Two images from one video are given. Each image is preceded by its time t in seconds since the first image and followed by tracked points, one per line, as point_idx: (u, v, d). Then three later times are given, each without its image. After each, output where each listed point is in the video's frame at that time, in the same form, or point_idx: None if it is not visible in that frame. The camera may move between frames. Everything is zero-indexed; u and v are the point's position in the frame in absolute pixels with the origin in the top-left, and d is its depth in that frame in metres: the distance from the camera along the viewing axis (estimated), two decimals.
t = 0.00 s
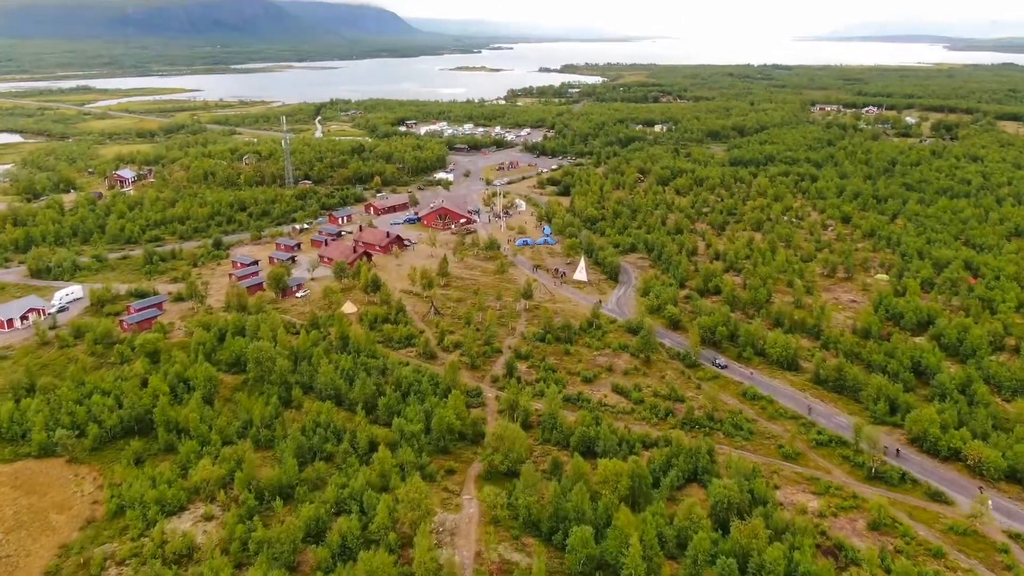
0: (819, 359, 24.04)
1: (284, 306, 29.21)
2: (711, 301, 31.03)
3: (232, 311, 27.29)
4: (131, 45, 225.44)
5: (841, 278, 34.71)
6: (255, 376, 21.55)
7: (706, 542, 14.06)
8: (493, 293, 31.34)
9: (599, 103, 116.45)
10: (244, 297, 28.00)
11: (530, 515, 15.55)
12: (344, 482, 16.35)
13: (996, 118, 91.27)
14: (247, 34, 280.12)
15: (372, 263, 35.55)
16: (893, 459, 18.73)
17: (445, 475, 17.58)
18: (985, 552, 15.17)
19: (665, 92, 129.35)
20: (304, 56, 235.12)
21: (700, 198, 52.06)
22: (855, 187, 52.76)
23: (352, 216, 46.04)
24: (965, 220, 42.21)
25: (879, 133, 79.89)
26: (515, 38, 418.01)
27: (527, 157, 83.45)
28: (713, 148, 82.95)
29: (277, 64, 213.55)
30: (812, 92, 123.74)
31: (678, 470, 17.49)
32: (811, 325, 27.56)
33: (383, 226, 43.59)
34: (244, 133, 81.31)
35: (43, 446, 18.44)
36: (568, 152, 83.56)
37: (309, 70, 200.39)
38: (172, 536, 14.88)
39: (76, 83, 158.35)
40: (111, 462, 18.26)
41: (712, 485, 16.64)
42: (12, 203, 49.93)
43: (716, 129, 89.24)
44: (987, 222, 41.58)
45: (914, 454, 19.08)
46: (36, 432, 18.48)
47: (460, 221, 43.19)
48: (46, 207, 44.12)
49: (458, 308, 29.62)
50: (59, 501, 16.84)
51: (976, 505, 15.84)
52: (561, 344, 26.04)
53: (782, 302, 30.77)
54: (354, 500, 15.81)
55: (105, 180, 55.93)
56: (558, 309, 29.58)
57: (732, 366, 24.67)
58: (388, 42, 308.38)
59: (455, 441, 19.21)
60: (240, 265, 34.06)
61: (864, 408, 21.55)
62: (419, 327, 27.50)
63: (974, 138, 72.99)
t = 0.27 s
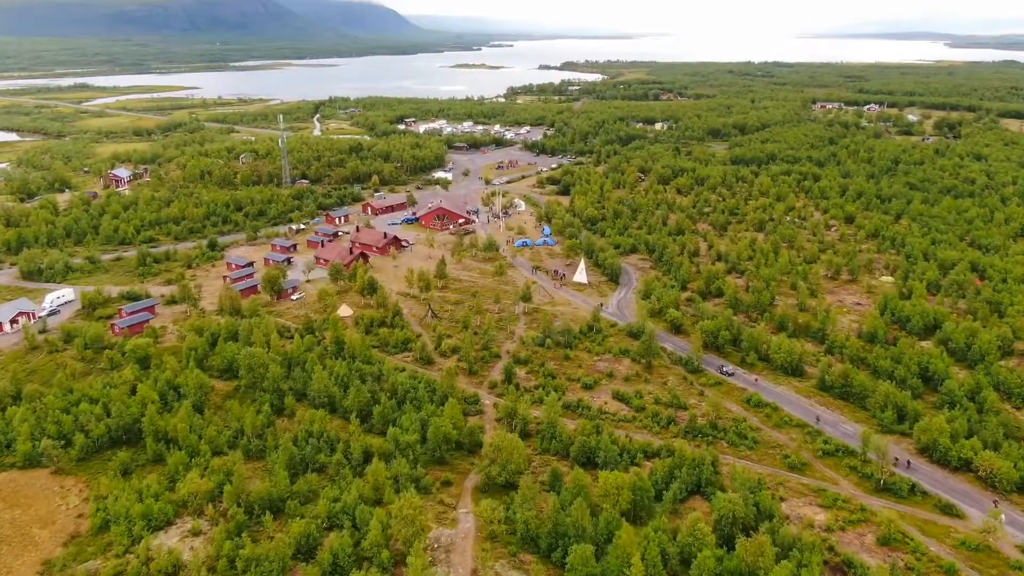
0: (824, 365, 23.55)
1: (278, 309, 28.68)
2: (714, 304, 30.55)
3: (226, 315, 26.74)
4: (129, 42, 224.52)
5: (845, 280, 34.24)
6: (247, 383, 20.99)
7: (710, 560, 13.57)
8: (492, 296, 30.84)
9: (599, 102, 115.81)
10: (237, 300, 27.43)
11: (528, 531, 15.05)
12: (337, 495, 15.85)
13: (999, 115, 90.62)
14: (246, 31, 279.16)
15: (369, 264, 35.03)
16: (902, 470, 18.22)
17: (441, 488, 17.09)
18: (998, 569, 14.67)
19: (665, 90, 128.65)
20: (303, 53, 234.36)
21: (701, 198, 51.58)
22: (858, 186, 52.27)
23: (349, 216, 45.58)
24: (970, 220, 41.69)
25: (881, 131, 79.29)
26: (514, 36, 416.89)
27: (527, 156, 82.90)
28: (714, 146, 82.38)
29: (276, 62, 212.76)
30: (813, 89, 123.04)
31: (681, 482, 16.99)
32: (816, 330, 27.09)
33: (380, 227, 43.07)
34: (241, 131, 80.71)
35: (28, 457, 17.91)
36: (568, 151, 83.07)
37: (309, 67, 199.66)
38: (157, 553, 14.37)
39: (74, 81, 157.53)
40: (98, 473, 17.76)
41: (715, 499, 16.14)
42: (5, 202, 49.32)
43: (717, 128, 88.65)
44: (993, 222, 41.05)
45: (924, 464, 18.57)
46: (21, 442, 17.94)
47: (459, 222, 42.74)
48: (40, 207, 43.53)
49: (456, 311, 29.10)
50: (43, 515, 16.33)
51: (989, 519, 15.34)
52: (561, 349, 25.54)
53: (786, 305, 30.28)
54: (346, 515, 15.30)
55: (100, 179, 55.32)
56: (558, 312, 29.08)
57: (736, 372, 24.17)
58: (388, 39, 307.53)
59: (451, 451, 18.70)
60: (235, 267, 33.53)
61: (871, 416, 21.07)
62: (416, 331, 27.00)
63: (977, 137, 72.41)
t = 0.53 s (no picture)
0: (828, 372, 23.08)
1: (273, 314, 28.17)
2: (715, 309, 30.11)
3: (218, 320, 26.18)
4: (128, 41, 223.93)
5: (849, 284, 33.80)
6: (237, 392, 20.42)
7: None
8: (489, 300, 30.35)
9: (599, 101, 115.32)
10: (230, 304, 26.87)
11: (524, 549, 14.51)
12: (327, 511, 15.33)
13: (1002, 115, 90.04)
14: (246, 30, 278.53)
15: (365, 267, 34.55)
16: (910, 483, 17.73)
17: (435, 501, 16.60)
18: None
19: (666, 89, 128.11)
20: (302, 52, 233.76)
21: (703, 199, 51.25)
22: (860, 187, 51.80)
23: (346, 217, 45.17)
24: (974, 222, 41.20)
25: (883, 131, 78.76)
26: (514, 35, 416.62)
27: (527, 156, 82.42)
28: (714, 146, 81.94)
29: (275, 61, 212.22)
30: (814, 89, 122.40)
31: (682, 496, 16.47)
32: (820, 335, 26.61)
33: (377, 229, 42.63)
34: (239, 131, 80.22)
35: (10, 470, 17.36)
36: (568, 151, 82.62)
37: (308, 66, 199.24)
38: (139, 572, 13.86)
39: (73, 80, 157.38)
40: (82, 487, 17.24)
41: (718, 514, 15.63)
42: None
43: (718, 127, 88.16)
44: (998, 224, 40.55)
45: (932, 477, 18.06)
46: (2, 454, 17.40)
47: (456, 223, 42.41)
48: (33, 208, 42.93)
49: (453, 316, 28.60)
50: (24, 531, 15.82)
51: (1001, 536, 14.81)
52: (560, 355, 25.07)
53: (789, 310, 29.83)
54: (336, 532, 14.81)
55: (95, 180, 54.81)
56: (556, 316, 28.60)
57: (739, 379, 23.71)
58: (387, 38, 306.87)
59: (446, 462, 18.17)
60: (228, 270, 33.01)
61: (877, 426, 20.60)
62: (411, 336, 26.51)
63: (980, 136, 71.85)
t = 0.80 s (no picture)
0: (831, 381, 22.58)
1: (265, 319, 27.68)
2: (715, 315, 29.67)
3: (209, 326, 25.61)
4: (128, 41, 223.52)
5: (851, 288, 33.42)
6: (224, 401, 19.82)
7: None
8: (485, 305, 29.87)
9: (599, 102, 114.84)
10: (221, 309, 26.30)
11: (517, 569, 13.99)
12: (314, 529, 14.82)
13: (1004, 115, 89.50)
14: (246, 30, 278.16)
15: (360, 271, 34.10)
16: (916, 497, 17.22)
17: (426, 517, 16.10)
18: None
19: (666, 89, 127.60)
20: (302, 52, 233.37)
21: (702, 201, 51.18)
22: (862, 189, 51.38)
23: (341, 219, 44.94)
24: (978, 224, 40.73)
25: (885, 132, 78.25)
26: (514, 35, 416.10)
27: (526, 157, 81.99)
28: (714, 147, 81.52)
29: (274, 61, 211.85)
30: (815, 89, 121.87)
31: (681, 512, 15.95)
32: (822, 341, 26.16)
33: (373, 232, 42.21)
34: (237, 131, 79.82)
35: None
36: (567, 152, 82.23)
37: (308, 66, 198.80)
38: None
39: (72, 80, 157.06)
40: (64, 501, 16.77)
41: (719, 532, 15.12)
42: None
43: (718, 128, 87.69)
44: (1002, 226, 40.06)
45: (939, 491, 17.55)
46: None
47: (453, 226, 42.19)
48: (25, 210, 42.42)
49: (448, 322, 28.12)
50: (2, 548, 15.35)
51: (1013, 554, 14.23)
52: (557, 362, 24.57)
53: (790, 316, 29.44)
54: (322, 551, 14.30)
55: (89, 182, 54.52)
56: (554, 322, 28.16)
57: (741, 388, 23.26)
58: (387, 38, 306.44)
59: (439, 476, 17.65)
60: (221, 274, 32.52)
61: (881, 437, 20.13)
62: (406, 343, 26.03)
63: (983, 137, 71.33)
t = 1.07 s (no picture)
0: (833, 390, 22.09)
1: (257, 325, 27.18)
2: (715, 322, 29.32)
3: (198, 333, 25.04)
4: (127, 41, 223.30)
5: (852, 293, 33.06)
6: (210, 410, 19.18)
7: None
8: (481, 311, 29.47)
9: (599, 102, 114.41)
10: (212, 316, 25.77)
11: None
12: (298, 547, 14.29)
13: (1006, 116, 89.01)
14: (245, 30, 277.81)
15: (354, 276, 33.67)
16: (920, 512, 16.73)
17: (415, 533, 15.60)
18: None
19: (666, 89, 127.16)
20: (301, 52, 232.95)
21: (702, 202, 50.99)
22: (863, 190, 50.94)
23: (337, 222, 44.71)
24: (981, 227, 40.26)
25: (886, 133, 77.78)
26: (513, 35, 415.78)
27: (524, 158, 81.62)
28: (714, 148, 81.15)
29: (274, 61, 211.52)
30: (816, 89, 121.40)
31: (679, 528, 15.44)
32: (824, 349, 25.78)
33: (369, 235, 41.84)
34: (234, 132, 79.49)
35: None
36: (566, 153, 81.87)
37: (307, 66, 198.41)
38: None
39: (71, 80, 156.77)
40: (43, 516, 16.27)
41: (717, 549, 14.62)
42: None
43: (718, 129, 87.27)
44: (1006, 229, 39.60)
45: (944, 505, 17.06)
46: None
47: (449, 229, 41.79)
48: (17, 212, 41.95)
49: (442, 328, 27.63)
50: None
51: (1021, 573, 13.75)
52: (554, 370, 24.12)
53: (791, 321, 29.08)
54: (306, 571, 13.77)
55: (83, 184, 54.28)
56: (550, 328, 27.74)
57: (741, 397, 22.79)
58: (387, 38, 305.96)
59: (430, 489, 17.12)
60: (213, 278, 32.02)
61: (884, 448, 19.65)
62: (399, 350, 25.52)
63: (985, 138, 70.86)
